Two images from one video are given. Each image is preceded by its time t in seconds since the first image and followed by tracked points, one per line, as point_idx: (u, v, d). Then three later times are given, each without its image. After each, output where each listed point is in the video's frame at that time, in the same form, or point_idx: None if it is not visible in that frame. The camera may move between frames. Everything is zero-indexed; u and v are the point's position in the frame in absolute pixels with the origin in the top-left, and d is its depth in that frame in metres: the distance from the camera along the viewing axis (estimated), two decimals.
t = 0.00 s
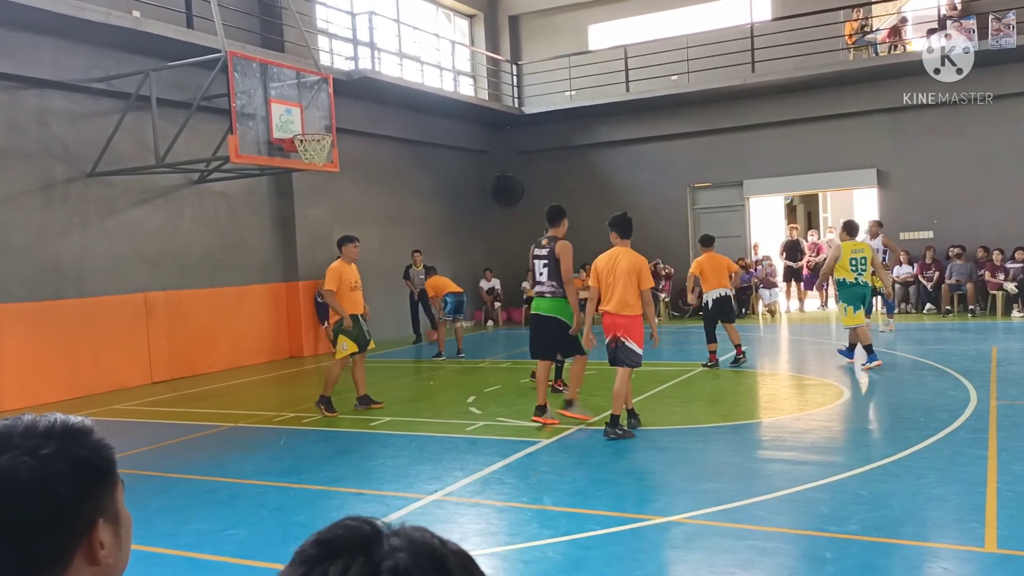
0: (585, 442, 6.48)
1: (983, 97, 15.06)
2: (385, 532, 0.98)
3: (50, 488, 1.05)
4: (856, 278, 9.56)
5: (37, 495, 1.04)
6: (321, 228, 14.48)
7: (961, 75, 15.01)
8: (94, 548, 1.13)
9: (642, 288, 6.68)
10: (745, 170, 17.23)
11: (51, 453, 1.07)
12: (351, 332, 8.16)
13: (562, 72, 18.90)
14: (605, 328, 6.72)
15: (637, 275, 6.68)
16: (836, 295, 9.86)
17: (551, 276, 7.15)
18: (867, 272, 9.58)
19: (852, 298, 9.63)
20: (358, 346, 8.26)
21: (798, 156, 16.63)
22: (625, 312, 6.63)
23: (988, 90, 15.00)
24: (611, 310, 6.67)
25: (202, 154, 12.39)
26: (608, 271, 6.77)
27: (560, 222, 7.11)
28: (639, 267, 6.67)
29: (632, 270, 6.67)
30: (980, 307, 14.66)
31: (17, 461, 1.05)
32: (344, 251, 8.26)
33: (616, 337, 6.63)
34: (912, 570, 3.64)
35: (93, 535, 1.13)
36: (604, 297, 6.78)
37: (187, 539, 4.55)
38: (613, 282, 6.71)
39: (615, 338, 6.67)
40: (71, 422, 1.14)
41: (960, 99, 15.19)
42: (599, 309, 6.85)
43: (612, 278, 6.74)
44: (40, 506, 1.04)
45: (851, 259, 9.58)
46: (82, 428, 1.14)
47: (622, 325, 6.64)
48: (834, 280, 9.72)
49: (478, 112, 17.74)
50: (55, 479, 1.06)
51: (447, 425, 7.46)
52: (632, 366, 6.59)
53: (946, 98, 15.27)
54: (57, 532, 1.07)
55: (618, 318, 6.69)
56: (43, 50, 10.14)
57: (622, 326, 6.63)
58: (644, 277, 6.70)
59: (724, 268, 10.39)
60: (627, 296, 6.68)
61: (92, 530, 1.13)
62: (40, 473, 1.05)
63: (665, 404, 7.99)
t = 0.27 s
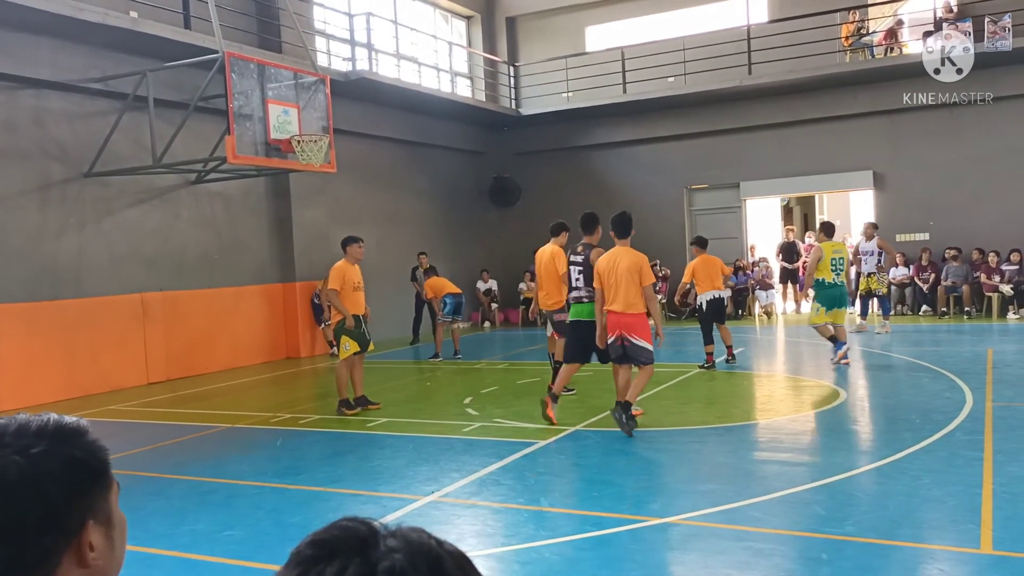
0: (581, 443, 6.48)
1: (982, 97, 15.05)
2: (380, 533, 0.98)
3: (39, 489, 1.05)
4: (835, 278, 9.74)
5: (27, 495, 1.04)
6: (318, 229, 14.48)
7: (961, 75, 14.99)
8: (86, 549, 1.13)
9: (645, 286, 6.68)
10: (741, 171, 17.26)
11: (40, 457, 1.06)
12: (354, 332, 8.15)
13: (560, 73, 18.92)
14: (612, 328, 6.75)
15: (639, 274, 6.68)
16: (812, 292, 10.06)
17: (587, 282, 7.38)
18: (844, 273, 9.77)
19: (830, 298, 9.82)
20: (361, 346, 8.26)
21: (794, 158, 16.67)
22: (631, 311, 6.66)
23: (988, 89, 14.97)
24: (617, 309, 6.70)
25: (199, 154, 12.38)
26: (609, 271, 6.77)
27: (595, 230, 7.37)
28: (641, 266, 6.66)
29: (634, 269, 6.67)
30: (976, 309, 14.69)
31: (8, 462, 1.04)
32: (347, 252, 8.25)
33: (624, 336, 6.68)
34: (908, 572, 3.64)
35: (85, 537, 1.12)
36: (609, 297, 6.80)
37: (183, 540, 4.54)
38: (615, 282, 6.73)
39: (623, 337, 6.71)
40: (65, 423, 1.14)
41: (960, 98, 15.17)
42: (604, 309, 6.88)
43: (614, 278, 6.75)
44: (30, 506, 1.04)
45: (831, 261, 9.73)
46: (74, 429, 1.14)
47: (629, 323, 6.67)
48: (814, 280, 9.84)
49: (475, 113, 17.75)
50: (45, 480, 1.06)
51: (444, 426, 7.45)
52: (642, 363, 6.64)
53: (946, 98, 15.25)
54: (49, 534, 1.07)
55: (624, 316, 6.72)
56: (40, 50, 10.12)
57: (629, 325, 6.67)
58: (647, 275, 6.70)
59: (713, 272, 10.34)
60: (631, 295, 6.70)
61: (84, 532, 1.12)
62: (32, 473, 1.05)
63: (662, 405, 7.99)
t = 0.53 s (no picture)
0: (579, 444, 6.48)
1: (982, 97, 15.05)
2: (377, 532, 0.98)
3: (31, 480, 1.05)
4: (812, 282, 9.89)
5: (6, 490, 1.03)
6: (316, 228, 14.47)
7: (960, 75, 14.99)
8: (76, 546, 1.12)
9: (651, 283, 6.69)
10: (739, 172, 17.28)
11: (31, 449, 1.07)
12: (355, 332, 8.15)
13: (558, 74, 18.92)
14: (618, 325, 6.76)
15: (645, 271, 6.70)
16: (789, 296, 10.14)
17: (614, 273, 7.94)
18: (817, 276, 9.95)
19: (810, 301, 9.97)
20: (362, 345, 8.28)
21: (792, 159, 16.69)
22: (637, 308, 6.68)
23: (988, 89, 14.97)
24: (623, 307, 6.71)
25: (196, 154, 12.36)
26: (616, 269, 6.79)
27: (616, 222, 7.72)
28: (647, 263, 6.69)
29: (641, 266, 6.70)
30: (973, 309, 14.72)
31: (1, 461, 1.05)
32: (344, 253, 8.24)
33: (631, 333, 6.69)
34: (905, 572, 3.64)
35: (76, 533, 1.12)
36: (615, 294, 6.82)
37: (181, 540, 4.54)
38: (622, 279, 6.75)
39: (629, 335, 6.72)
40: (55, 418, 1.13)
41: (960, 99, 15.17)
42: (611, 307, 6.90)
43: (621, 275, 6.77)
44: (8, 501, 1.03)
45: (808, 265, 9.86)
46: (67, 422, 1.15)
47: (636, 320, 6.68)
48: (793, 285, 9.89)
49: (473, 113, 17.75)
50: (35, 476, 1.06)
51: (442, 426, 7.45)
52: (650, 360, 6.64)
53: (945, 98, 15.23)
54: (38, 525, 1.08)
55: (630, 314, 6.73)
56: (38, 50, 10.11)
57: (636, 322, 6.69)
58: (653, 272, 6.72)
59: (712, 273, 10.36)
60: (638, 292, 6.72)
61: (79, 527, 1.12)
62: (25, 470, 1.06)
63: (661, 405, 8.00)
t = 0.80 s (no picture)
0: (578, 443, 6.49)
1: (982, 97, 15.05)
2: (375, 531, 0.97)
3: None
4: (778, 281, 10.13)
5: None
6: (315, 228, 14.46)
7: (961, 75, 14.96)
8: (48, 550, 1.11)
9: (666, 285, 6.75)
10: (738, 172, 17.29)
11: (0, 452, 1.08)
12: (349, 334, 8.23)
13: (557, 74, 18.93)
14: (630, 324, 6.72)
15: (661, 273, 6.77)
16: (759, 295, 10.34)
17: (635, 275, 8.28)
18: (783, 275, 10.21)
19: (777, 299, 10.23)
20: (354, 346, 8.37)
21: (791, 159, 16.70)
22: (651, 308, 6.70)
23: (988, 89, 14.96)
24: (638, 306, 6.69)
25: (195, 154, 12.36)
26: (630, 268, 6.78)
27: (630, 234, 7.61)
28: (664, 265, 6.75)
29: (658, 268, 6.75)
30: (972, 310, 14.72)
31: None
32: (343, 256, 8.23)
33: (644, 332, 6.67)
34: (904, 573, 3.64)
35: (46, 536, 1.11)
36: (627, 293, 6.79)
37: (179, 539, 4.53)
38: (637, 278, 6.74)
39: (639, 334, 6.72)
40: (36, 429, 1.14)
41: (961, 99, 15.17)
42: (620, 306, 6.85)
43: (636, 275, 6.77)
44: None
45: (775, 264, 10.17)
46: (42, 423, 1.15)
47: (648, 320, 6.68)
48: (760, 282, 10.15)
49: (473, 113, 17.75)
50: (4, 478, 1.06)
51: (441, 426, 7.45)
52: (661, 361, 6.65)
53: (947, 98, 15.21)
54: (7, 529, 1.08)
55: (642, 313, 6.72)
56: (37, 49, 10.10)
57: (649, 322, 6.69)
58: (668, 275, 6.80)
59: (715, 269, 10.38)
60: (652, 293, 6.75)
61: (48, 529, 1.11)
62: None
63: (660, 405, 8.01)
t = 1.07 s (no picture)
0: (577, 445, 6.49)
1: (982, 97, 15.02)
2: (374, 532, 0.97)
3: None
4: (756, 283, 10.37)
5: None
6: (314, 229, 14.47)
7: (961, 75, 14.94)
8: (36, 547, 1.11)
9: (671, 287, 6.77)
10: (738, 173, 17.29)
11: None
12: (347, 335, 8.23)
13: (557, 75, 18.94)
14: (635, 325, 6.69)
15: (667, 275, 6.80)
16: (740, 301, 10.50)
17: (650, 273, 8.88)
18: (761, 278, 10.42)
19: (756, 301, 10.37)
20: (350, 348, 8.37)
21: (791, 161, 16.71)
22: (656, 309, 6.71)
23: (987, 89, 14.95)
24: (644, 306, 6.69)
25: (195, 154, 12.36)
26: (637, 268, 6.77)
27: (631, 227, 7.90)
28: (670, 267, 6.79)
29: (664, 270, 6.78)
30: (971, 311, 14.71)
31: None
32: (341, 257, 8.24)
33: (649, 333, 6.67)
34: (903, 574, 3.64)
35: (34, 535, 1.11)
36: (633, 293, 6.77)
37: (179, 540, 4.53)
38: (644, 278, 6.74)
39: (643, 334, 6.71)
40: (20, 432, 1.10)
41: (960, 99, 15.14)
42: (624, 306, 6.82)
43: (642, 275, 6.77)
44: None
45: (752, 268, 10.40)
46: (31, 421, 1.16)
47: (653, 321, 6.69)
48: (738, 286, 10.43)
49: (472, 114, 17.75)
50: None
51: (440, 427, 7.45)
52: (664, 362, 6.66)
53: (946, 98, 15.20)
54: None
55: (648, 314, 6.72)
56: (37, 50, 10.10)
57: (654, 322, 6.69)
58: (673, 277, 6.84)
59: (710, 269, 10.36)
60: (658, 294, 6.76)
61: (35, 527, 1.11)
62: None
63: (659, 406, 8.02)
